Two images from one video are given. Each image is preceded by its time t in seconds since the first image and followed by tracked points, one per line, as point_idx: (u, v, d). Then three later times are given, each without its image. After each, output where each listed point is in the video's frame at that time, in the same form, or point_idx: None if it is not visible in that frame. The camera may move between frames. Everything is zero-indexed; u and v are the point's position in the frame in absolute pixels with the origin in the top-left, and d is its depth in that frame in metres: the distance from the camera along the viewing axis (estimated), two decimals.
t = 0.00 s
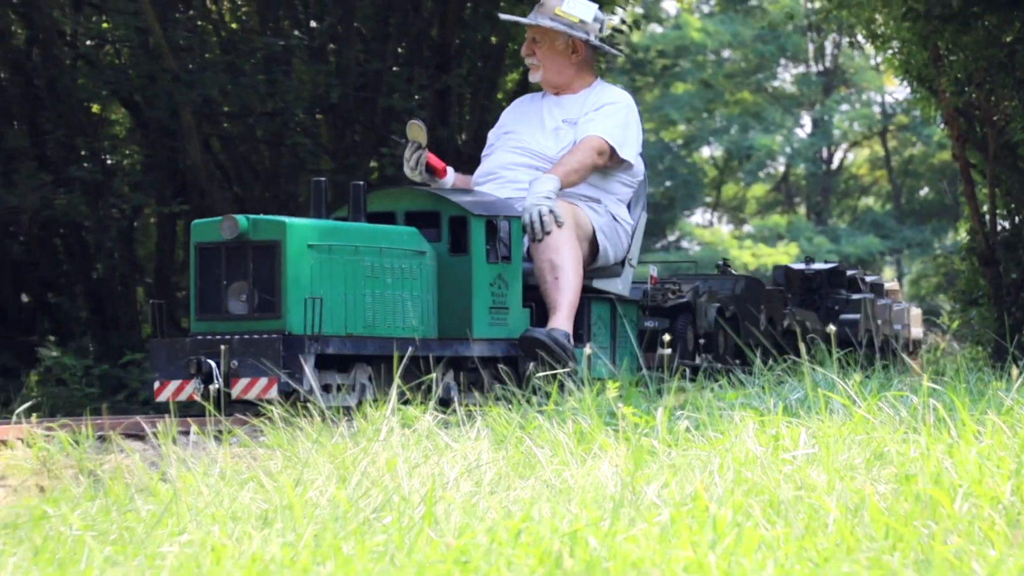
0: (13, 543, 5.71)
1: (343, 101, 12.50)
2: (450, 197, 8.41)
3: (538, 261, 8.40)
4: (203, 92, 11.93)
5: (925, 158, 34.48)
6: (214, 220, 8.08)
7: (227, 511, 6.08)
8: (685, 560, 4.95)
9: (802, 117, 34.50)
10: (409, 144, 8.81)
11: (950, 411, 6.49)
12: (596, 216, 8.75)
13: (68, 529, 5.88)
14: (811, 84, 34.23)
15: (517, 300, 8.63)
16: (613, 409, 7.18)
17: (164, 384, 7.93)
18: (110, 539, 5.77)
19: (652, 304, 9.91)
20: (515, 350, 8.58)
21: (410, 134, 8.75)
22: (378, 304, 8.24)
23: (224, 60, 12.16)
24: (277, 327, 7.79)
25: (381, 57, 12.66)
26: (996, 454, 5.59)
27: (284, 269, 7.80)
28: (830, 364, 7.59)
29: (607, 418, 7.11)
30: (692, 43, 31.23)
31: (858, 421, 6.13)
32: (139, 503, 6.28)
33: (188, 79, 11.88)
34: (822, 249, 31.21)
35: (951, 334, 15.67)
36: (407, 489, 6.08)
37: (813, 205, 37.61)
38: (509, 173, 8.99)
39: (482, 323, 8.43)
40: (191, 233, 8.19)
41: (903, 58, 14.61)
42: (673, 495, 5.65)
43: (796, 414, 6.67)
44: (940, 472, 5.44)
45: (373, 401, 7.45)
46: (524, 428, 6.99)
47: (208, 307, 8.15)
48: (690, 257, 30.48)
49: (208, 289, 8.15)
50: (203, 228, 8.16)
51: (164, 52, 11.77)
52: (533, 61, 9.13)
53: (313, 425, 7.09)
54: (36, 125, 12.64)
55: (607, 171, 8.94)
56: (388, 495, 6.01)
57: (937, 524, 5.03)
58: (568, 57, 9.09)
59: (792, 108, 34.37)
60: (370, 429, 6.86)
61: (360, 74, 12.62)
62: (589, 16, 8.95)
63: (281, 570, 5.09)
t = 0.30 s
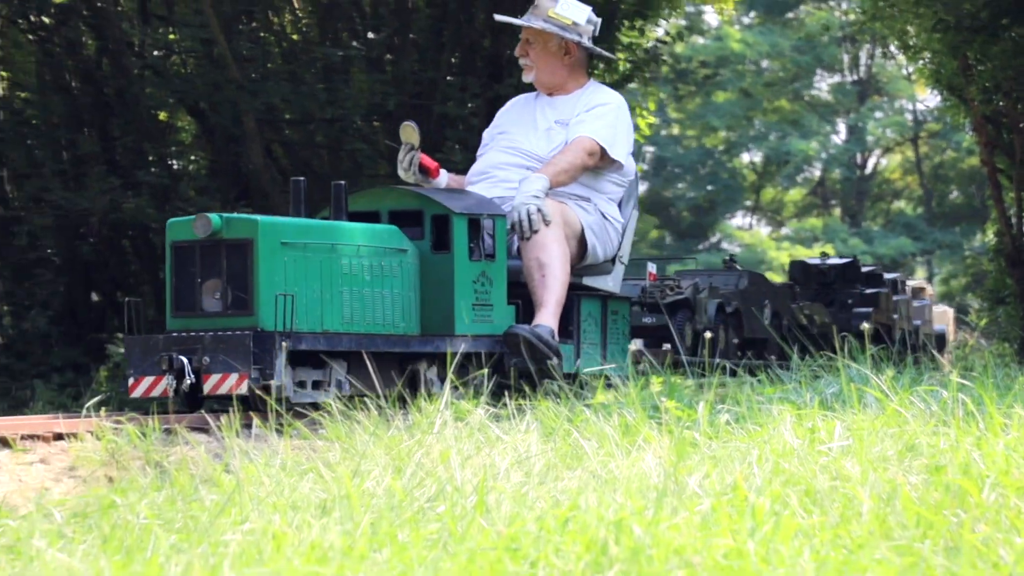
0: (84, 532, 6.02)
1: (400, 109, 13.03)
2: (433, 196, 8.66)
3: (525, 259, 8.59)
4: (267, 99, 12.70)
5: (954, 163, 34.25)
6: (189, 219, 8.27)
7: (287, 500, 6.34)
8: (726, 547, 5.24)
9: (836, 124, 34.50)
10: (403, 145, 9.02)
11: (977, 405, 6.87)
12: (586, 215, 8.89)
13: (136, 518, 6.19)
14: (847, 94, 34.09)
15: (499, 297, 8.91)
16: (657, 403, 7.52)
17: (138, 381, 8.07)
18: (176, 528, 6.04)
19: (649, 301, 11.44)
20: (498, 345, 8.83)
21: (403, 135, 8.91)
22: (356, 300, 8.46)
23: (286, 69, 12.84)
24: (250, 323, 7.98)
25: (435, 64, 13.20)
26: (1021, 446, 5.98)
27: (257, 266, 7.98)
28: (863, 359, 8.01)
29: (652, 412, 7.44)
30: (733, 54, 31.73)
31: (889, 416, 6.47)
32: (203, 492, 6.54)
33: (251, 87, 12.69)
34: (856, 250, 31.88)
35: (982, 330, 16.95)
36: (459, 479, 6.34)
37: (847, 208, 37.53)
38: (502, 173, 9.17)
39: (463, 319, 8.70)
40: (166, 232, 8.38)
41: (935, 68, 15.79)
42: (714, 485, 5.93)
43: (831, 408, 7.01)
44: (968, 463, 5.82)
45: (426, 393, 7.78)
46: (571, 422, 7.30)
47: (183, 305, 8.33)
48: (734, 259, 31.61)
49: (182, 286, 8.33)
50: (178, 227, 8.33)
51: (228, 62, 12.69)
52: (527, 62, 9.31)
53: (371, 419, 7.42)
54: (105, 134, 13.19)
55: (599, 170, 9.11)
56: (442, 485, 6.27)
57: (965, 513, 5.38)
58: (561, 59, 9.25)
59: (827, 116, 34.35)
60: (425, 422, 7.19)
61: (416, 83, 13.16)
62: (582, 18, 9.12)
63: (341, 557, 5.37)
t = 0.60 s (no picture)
0: (147, 523, 6.34)
1: (452, 117, 13.48)
2: (408, 195, 8.77)
3: (507, 257, 8.73)
4: (321, 106, 12.94)
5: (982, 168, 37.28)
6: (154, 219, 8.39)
7: (344, 492, 6.58)
8: (765, 537, 5.48)
9: (870, 129, 37.90)
10: (388, 145, 9.32)
11: (1007, 399, 7.12)
12: (569, 214, 9.08)
13: (197, 509, 6.49)
14: (881, 100, 37.26)
15: (478, 294, 9.00)
16: (699, 398, 7.75)
17: (102, 380, 8.15)
18: (236, 518, 6.32)
19: (643, 297, 11.16)
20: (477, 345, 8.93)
21: (388, 136, 9.22)
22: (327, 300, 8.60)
23: (341, 77, 13.17)
24: (214, 322, 8.12)
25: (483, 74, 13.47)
26: None
27: (220, 266, 8.10)
28: (897, 357, 8.28)
29: (694, 406, 7.69)
30: (769, 62, 35.63)
31: (922, 410, 6.71)
32: (263, 484, 6.80)
33: (307, 94, 12.95)
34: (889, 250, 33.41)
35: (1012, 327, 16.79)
36: (509, 471, 6.59)
37: (880, 211, 40.36)
38: (487, 171, 9.33)
39: (440, 317, 8.80)
40: (133, 231, 8.51)
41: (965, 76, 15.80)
42: (754, 477, 6.16)
43: (866, 403, 7.25)
44: (999, 456, 6.04)
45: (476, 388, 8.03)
46: (616, 416, 7.53)
47: (147, 304, 8.45)
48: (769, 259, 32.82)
49: (147, 285, 8.45)
50: (143, 225, 8.46)
51: (285, 71, 12.87)
52: (516, 61, 9.47)
53: (423, 415, 7.69)
54: (171, 142, 13.82)
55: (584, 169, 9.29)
56: (493, 477, 6.52)
57: (995, 504, 5.62)
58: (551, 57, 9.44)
59: (861, 122, 37.79)
60: (476, 416, 7.45)
61: (466, 91, 13.49)
62: (571, 17, 9.32)
63: (394, 547, 5.66)
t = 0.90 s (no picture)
0: (199, 516, 6.55)
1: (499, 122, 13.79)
2: (373, 194, 8.98)
3: (479, 256, 8.88)
4: (371, 110, 14.07)
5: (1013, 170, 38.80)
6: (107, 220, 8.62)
7: (391, 486, 6.75)
8: (801, 530, 5.65)
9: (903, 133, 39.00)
10: (370, 147, 9.51)
11: None
12: (544, 210, 9.24)
13: (248, 502, 6.71)
14: (913, 106, 38.28)
15: (443, 293, 9.23)
16: (736, 394, 7.96)
17: (50, 381, 8.30)
18: (286, 511, 6.52)
19: (630, 295, 11.20)
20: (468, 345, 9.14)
21: (369, 138, 9.42)
22: (284, 299, 8.83)
23: (389, 83, 14.41)
24: (165, 324, 8.35)
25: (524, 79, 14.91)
26: None
27: (171, 268, 8.33)
28: (928, 354, 8.55)
29: (731, 402, 7.90)
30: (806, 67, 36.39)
31: (953, 406, 6.95)
32: (312, 478, 7.01)
33: (357, 99, 14.18)
34: (923, 253, 34.79)
35: None
36: (552, 466, 6.77)
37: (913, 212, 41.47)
38: (464, 168, 9.53)
39: (403, 314, 9.04)
40: (88, 232, 8.74)
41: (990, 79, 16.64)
42: (790, 471, 6.34)
43: (899, 399, 7.48)
44: None
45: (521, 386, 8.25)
46: (656, 412, 7.74)
47: (102, 304, 8.70)
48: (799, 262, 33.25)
49: (102, 286, 8.70)
50: (98, 226, 8.70)
51: (335, 76, 14.26)
52: (502, 56, 9.60)
53: (469, 411, 7.92)
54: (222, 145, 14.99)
55: (559, 165, 9.45)
56: (536, 471, 6.70)
57: None
58: (536, 52, 9.65)
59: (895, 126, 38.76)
60: (520, 412, 7.66)
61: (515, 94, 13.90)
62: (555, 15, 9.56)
63: (440, 539, 5.86)
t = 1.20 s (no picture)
0: (242, 511, 6.72)
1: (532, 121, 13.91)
2: (323, 193, 8.92)
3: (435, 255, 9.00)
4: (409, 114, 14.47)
5: None
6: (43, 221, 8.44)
7: (429, 481, 6.89)
8: (832, 525, 5.78)
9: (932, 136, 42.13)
10: (335, 145, 9.55)
11: None
12: (504, 207, 9.47)
13: (290, 498, 6.87)
14: (941, 108, 41.54)
15: (397, 293, 9.25)
16: (768, 391, 8.13)
17: None
18: (327, 506, 6.68)
19: (607, 294, 11.89)
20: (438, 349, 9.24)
21: (335, 135, 9.44)
22: (227, 300, 8.64)
23: (427, 87, 14.95)
24: (99, 326, 8.14)
25: (564, 84, 16.33)
26: None
27: (104, 269, 8.12)
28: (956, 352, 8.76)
29: (764, 400, 8.06)
30: (836, 72, 39.45)
31: (981, 403, 7.11)
32: (353, 474, 7.16)
33: (394, 102, 14.60)
34: (950, 254, 38.53)
35: None
36: (587, 462, 6.90)
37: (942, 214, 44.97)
38: (426, 165, 9.70)
39: (353, 315, 8.99)
40: (25, 234, 8.57)
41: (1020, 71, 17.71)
42: (821, 467, 6.47)
43: (928, 396, 7.65)
44: None
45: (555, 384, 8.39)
46: (690, 409, 7.90)
47: (39, 307, 8.51)
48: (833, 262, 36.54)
49: (38, 289, 8.50)
50: (34, 228, 8.53)
51: (374, 81, 14.71)
52: (466, 51, 9.78)
53: (506, 408, 8.09)
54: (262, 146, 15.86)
55: (521, 161, 9.67)
56: (573, 467, 6.84)
57: None
58: (500, 47, 9.83)
59: (923, 129, 41.97)
60: (556, 410, 7.83)
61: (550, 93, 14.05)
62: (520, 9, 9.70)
63: (478, 534, 6.01)
